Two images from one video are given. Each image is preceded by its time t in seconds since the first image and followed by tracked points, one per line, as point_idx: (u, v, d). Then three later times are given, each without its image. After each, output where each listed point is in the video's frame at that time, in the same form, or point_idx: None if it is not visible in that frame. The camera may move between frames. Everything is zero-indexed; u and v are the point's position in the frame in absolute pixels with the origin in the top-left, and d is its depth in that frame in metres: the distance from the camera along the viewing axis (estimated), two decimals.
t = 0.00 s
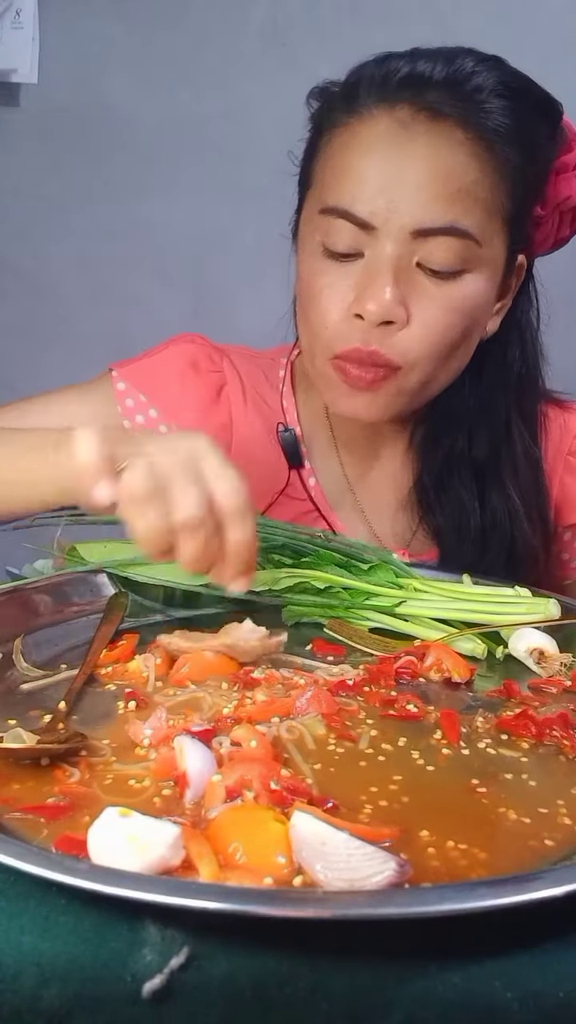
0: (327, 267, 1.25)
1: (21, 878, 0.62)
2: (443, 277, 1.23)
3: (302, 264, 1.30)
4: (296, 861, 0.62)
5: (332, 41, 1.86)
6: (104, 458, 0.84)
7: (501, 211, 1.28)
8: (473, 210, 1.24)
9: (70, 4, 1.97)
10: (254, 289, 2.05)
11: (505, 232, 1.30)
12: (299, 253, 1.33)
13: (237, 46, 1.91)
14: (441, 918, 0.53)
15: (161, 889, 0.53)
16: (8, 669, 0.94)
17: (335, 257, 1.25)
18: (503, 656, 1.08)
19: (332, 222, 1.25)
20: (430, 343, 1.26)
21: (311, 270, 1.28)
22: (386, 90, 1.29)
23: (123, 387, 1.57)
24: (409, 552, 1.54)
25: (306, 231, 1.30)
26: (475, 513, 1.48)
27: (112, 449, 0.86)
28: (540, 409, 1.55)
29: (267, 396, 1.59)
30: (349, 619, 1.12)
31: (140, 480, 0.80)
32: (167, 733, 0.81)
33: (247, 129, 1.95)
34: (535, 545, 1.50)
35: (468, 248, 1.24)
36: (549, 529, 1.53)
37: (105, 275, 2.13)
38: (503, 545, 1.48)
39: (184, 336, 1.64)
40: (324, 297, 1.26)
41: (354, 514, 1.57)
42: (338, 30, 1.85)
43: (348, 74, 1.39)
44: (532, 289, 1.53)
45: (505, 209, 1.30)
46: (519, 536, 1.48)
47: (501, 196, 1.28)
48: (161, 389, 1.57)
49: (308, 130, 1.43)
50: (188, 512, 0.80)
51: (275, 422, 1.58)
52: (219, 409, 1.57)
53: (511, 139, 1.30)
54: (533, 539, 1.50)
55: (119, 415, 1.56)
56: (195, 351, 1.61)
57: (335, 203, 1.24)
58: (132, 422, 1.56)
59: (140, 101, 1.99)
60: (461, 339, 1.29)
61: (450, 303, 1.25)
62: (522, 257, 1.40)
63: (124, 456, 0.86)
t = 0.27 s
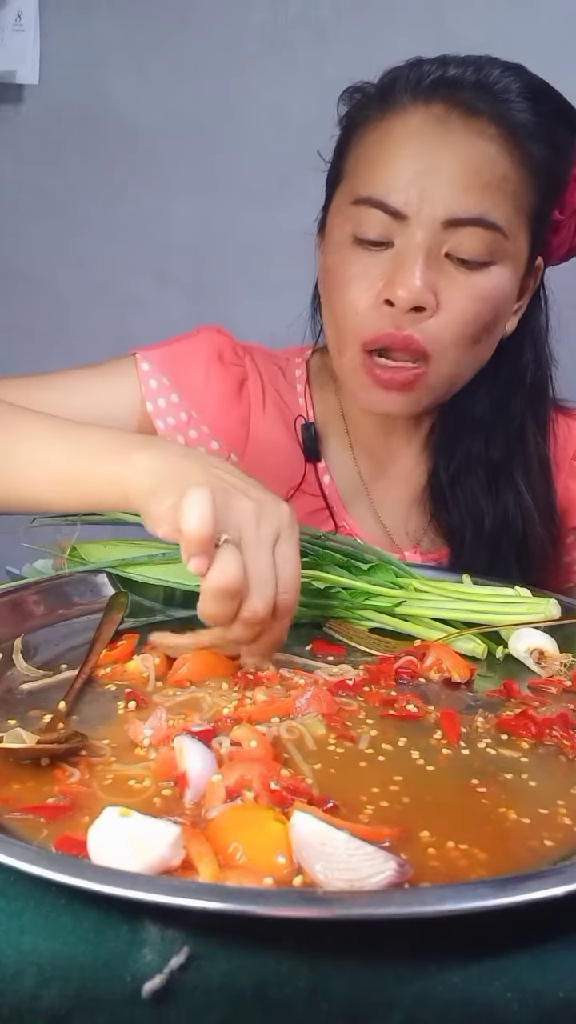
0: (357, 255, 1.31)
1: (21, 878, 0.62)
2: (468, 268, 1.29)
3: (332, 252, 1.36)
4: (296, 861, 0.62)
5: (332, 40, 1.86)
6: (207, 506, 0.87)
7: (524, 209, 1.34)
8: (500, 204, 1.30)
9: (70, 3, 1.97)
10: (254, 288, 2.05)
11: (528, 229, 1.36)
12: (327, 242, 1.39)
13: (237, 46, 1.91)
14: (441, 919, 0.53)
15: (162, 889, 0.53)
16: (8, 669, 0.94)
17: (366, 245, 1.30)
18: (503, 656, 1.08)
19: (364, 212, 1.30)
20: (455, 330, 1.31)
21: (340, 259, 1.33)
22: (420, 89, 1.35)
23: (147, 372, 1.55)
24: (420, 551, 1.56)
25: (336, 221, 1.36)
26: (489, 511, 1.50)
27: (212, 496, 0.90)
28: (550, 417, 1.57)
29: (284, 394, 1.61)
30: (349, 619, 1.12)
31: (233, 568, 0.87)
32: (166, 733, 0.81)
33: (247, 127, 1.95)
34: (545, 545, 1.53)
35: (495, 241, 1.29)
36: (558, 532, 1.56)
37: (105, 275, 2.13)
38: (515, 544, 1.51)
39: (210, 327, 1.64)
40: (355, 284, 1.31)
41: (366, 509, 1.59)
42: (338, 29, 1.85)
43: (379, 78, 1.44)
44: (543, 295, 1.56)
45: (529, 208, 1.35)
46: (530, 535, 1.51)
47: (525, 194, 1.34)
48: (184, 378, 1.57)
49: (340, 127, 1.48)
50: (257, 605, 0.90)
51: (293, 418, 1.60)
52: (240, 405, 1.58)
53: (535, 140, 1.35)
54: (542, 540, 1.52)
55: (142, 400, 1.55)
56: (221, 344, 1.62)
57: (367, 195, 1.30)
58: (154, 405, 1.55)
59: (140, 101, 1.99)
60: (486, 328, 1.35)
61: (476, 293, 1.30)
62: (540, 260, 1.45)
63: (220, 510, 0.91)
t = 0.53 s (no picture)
0: (359, 252, 1.31)
1: (21, 878, 0.62)
2: (468, 264, 1.29)
3: (334, 252, 1.36)
4: (296, 861, 0.62)
5: (333, 41, 1.86)
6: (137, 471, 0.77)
7: (526, 206, 1.34)
8: (500, 200, 1.30)
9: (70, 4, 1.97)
10: (254, 289, 2.05)
11: (530, 226, 1.36)
12: (330, 242, 1.39)
13: (237, 46, 1.91)
14: (441, 918, 0.53)
15: (162, 889, 0.53)
16: (8, 669, 0.94)
17: (368, 244, 1.31)
18: (503, 656, 1.08)
19: (365, 210, 1.31)
20: (458, 327, 1.31)
21: (343, 257, 1.34)
22: (421, 90, 1.35)
23: (150, 372, 1.55)
24: (422, 550, 1.56)
25: (338, 221, 1.36)
26: (490, 509, 1.51)
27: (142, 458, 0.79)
28: (552, 420, 1.58)
29: (286, 395, 1.61)
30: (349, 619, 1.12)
31: (177, 528, 0.75)
32: (166, 733, 0.81)
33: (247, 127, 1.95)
34: (545, 545, 1.53)
35: (494, 237, 1.30)
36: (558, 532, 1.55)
37: (104, 275, 2.13)
38: (515, 543, 1.51)
39: (213, 328, 1.64)
40: (357, 282, 1.32)
41: (368, 508, 1.59)
42: (339, 29, 1.85)
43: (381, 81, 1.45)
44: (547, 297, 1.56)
45: (530, 207, 1.35)
46: (531, 534, 1.51)
47: (526, 192, 1.34)
48: (188, 378, 1.57)
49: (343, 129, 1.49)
50: (212, 561, 0.77)
51: (295, 418, 1.60)
52: (242, 405, 1.58)
53: (535, 140, 1.35)
54: (542, 540, 1.52)
55: (144, 401, 1.55)
56: (223, 344, 1.62)
57: (368, 193, 1.31)
58: (157, 405, 1.56)
59: (140, 101, 1.99)
60: (488, 324, 1.34)
61: (478, 288, 1.30)
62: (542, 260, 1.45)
63: (157, 469, 0.80)
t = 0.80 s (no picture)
0: (357, 250, 1.32)
1: (21, 878, 0.62)
2: (464, 262, 1.29)
3: (333, 250, 1.37)
4: (296, 861, 0.62)
5: (333, 41, 1.86)
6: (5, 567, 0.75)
7: (522, 204, 1.34)
8: (496, 198, 1.30)
9: (71, 4, 1.97)
10: (253, 289, 2.05)
11: (526, 224, 1.36)
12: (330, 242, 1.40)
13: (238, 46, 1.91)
14: (440, 919, 0.53)
15: (162, 890, 0.53)
16: (8, 669, 0.94)
17: (365, 243, 1.31)
18: (503, 655, 1.08)
19: (363, 208, 1.31)
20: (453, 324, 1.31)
21: (341, 256, 1.34)
22: (418, 91, 1.35)
23: (148, 375, 1.55)
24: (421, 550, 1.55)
25: (337, 220, 1.37)
26: (490, 508, 1.50)
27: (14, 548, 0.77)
28: (552, 420, 1.58)
29: (285, 395, 1.61)
30: (349, 619, 1.12)
31: (60, 611, 0.73)
32: (166, 733, 0.81)
33: (247, 126, 1.95)
34: (544, 544, 1.53)
35: (491, 235, 1.29)
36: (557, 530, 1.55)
37: (105, 275, 2.13)
38: (515, 542, 1.51)
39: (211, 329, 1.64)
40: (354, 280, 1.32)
41: (367, 506, 1.59)
42: (340, 30, 1.85)
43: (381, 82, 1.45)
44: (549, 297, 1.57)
45: (527, 205, 1.35)
46: (530, 534, 1.51)
47: (523, 190, 1.34)
48: (185, 379, 1.56)
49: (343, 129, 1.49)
50: (116, 624, 0.74)
51: (293, 418, 1.60)
52: (240, 405, 1.58)
53: (532, 139, 1.35)
54: (542, 538, 1.53)
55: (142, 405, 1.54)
56: (221, 345, 1.62)
57: (366, 192, 1.31)
58: (154, 410, 1.54)
59: (140, 101, 1.99)
60: (485, 322, 1.34)
61: (474, 286, 1.30)
62: (541, 258, 1.45)
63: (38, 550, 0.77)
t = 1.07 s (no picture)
0: (350, 252, 1.32)
1: (21, 878, 0.62)
2: (457, 262, 1.29)
3: (327, 252, 1.37)
4: (296, 861, 0.62)
5: (333, 41, 1.86)
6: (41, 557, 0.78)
7: (515, 204, 1.34)
8: (488, 198, 1.30)
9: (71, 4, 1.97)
10: (253, 288, 2.05)
11: (519, 224, 1.36)
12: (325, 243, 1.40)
13: (238, 46, 1.91)
14: (440, 918, 0.53)
15: (162, 889, 0.53)
16: (8, 669, 0.94)
17: (359, 244, 1.32)
18: (503, 656, 1.08)
19: (356, 210, 1.32)
20: (447, 325, 1.31)
21: (335, 257, 1.35)
22: (410, 93, 1.35)
23: (146, 376, 1.55)
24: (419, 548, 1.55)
25: (331, 222, 1.37)
26: (488, 507, 1.50)
27: (46, 541, 0.81)
28: (550, 421, 1.59)
29: (284, 395, 1.62)
30: (349, 619, 1.12)
31: (95, 601, 0.78)
32: (166, 733, 0.81)
33: (247, 126, 1.95)
34: (543, 543, 1.52)
35: (483, 235, 1.30)
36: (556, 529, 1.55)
37: (105, 275, 2.13)
38: (513, 541, 1.50)
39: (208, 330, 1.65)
40: (348, 282, 1.33)
41: (365, 504, 1.58)
42: (340, 30, 1.85)
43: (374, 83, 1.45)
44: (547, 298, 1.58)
45: (520, 205, 1.35)
46: (529, 533, 1.51)
47: (515, 190, 1.34)
48: (183, 379, 1.56)
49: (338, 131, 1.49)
50: (145, 616, 0.80)
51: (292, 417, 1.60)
52: (238, 405, 1.58)
53: (524, 139, 1.35)
54: (541, 537, 1.52)
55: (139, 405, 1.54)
56: (219, 345, 1.62)
57: (358, 193, 1.31)
58: (152, 409, 1.54)
59: (140, 101, 1.99)
60: (480, 321, 1.34)
61: (467, 286, 1.30)
62: (535, 258, 1.45)
63: (68, 545, 0.81)
